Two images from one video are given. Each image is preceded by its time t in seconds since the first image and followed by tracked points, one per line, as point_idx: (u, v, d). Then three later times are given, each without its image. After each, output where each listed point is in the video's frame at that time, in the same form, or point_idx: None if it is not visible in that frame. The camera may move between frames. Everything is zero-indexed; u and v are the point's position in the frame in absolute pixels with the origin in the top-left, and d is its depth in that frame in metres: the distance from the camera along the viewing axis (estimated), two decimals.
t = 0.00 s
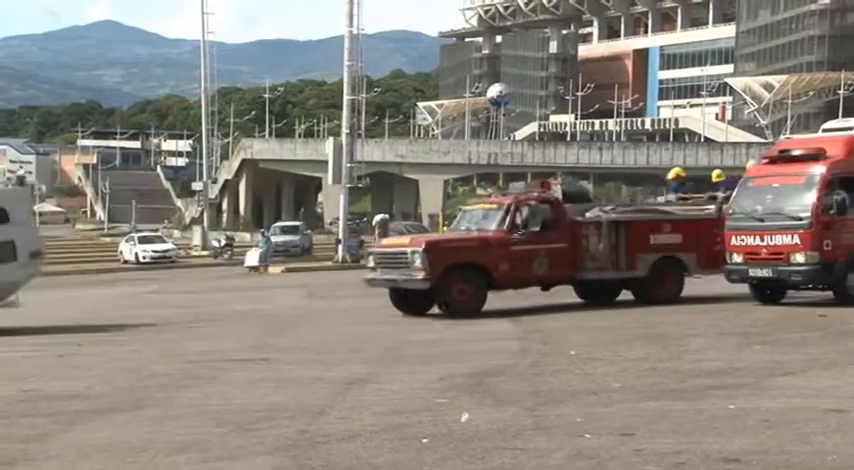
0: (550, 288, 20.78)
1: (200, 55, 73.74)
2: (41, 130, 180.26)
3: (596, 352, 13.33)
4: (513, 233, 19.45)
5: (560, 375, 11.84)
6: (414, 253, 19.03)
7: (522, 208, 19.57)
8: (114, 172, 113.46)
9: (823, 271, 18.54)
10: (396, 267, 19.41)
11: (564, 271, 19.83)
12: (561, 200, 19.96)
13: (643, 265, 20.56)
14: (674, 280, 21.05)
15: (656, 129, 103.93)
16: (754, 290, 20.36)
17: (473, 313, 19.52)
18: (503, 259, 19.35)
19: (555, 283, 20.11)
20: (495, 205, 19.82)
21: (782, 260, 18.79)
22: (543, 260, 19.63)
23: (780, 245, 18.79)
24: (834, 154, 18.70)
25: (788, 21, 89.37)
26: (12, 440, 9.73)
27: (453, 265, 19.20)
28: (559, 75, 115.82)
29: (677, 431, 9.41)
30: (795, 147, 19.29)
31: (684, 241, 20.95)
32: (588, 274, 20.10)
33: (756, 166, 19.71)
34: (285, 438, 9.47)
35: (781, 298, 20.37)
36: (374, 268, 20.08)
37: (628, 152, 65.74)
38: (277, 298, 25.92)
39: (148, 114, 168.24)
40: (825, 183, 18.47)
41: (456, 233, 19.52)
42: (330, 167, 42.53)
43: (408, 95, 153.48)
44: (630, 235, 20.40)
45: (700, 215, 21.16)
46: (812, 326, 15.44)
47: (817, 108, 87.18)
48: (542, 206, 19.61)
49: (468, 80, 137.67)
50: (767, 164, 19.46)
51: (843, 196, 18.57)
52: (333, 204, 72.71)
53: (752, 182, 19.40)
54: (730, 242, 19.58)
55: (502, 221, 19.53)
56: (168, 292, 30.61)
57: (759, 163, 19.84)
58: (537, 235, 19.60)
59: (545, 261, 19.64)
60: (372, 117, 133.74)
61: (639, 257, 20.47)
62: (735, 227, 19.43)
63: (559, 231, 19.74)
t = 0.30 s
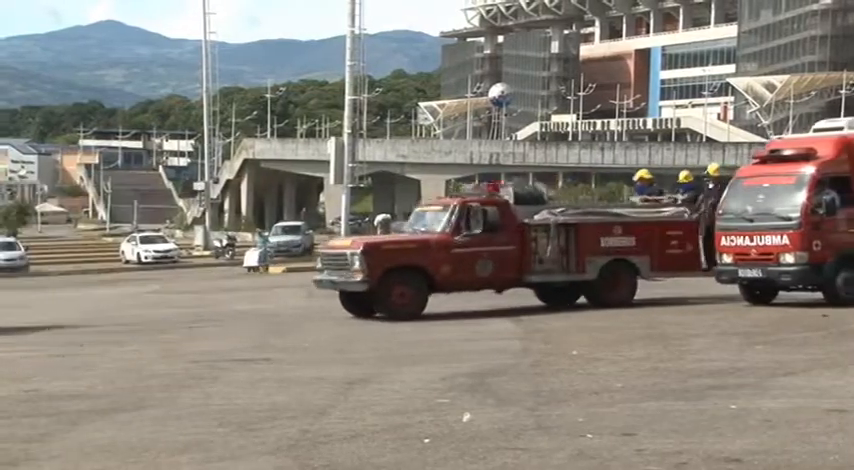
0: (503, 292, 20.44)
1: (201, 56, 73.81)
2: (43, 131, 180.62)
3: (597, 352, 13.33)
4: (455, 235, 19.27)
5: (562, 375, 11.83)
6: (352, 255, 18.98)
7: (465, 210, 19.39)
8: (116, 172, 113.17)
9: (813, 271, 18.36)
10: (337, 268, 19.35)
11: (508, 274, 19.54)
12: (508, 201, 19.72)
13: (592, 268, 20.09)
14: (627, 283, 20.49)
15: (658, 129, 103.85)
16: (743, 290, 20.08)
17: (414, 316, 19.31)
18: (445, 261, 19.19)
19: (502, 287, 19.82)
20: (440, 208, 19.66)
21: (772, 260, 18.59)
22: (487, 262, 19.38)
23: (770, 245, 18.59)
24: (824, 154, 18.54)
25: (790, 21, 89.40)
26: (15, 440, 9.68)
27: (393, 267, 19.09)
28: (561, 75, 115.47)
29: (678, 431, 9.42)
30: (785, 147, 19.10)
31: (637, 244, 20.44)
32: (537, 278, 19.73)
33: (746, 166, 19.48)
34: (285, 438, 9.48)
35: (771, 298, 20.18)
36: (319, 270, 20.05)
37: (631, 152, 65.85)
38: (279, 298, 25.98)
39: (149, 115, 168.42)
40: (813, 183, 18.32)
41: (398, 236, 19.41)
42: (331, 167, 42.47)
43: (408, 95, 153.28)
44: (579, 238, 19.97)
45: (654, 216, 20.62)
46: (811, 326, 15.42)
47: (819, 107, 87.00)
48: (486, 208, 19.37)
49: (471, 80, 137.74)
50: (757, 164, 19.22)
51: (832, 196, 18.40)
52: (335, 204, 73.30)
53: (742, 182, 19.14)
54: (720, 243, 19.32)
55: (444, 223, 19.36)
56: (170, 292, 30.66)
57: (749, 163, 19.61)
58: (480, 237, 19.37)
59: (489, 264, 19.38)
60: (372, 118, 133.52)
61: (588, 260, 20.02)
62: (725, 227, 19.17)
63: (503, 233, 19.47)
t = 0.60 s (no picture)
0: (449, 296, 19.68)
1: (203, 56, 73.94)
2: (44, 131, 180.88)
3: (596, 352, 13.35)
4: (391, 238, 18.58)
5: (561, 375, 11.84)
6: (284, 257, 18.39)
7: (402, 211, 18.69)
8: (117, 172, 113.37)
9: (794, 272, 18.12)
10: (271, 271, 18.76)
11: (446, 278, 18.77)
12: (448, 204, 18.98)
13: (534, 271, 19.14)
14: (570, 286, 19.59)
15: (659, 129, 103.73)
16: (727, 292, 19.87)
17: (347, 320, 18.62)
18: (380, 263, 18.49)
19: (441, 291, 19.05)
20: (378, 210, 18.99)
21: (752, 261, 18.38)
22: (424, 265, 18.63)
23: (751, 246, 18.37)
24: (806, 154, 18.32)
25: (791, 21, 89.28)
26: (17, 440, 9.68)
27: (325, 270, 18.43)
28: (561, 74, 115.29)
29: (678, 431, 9.43)
30: (769, 148, 18.89)
31: (581, 246, 19.44)
32: (478, 281, 18.92)
33: (729, 166, 19.26)
34: (286, 438, 9.49)
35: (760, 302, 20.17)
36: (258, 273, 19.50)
37: (632, 151, 65.83)
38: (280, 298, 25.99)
39: (150, 115, 168.41)
40: (794, 183, 18.05)
41: (334, 238, 18.77)
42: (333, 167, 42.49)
43: (409, 95, 153.23)
44: (518, 240, 19.03)
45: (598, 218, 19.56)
46: (810, 325, 15.42)
47: (821, 108, 87.04)
48: (424, 210, 18.65)
49: (471, 80, 137.87)
50: (739, 164, 19.01)
51: (814, 197, 18.17)
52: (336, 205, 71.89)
53: (726, 182, 18.93)
54: (702, 244, 19.18)
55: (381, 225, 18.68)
56: (172, 292, 30.68)
57: (732, 163, 19.40)
58: (417, 240, 18.64)
59: (426, 267, 18.64)
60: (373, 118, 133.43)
61: (527, 262, 19.07)
62: (707, 229, 19.00)
63: (441, 235, 18.72)
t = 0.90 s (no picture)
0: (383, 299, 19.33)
1: (202, 57, 74.22)
2: (41, 131, 180.88)
3: (593, 351, 13.36)
4: (316, 241, 18.26)
5: (558, 374, 11.85)
6: (205, 259, 18.14)
7: (328, 214, 18.36)
8: (115, 172, 113.48)
9: (760, 274, 18.26)
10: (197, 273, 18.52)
11: (370, 283, 18.42)
12: (377, 208, 18.64)
13: (462, 276, 18.74)
14: (501, 291, 19.17)
15: (656, 130, 103.61)
16: (699, 294, 19.94)
17: (268, 323, 18.31)
18: (302, 267, 18.18)
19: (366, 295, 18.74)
20: (305, 213, 18.67)
21: (720, 263, 18.48)
22: (348, 269, 18.31)
23: (718, 247, 18.47)
24: (776, 155, 18.51)
25: (789, 21, 89.05)
26: (14, 440, 9.67)
27: (247, 272, 18.13)
28: (559, 75, 115.52)
29: (676, 431, 9.43)
30: (739, 148, 19.03)
31: (512, 251, 18.95)
32: (404, 286, 18.51)
33: (700, 167, 19.34)
34: (284, 438, 9.48)
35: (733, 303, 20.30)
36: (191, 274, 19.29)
37: (629, 152, 65.93)
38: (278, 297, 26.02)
39: (147, 116, 168.46)
40: (760, 184, 18.18)
41: (258, 240, 18.48)
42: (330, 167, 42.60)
43: (406, 95, 153.39)
44: (447, 244, 18.60)
45: (531, 224, 19.06)
46: (807, 325, 15.44)
47: (817, 108, 87.47)
48: (349, 214, 18.32)
49: (468, 80, 137.31)
50: (710, 164, 19.09)
51: (781, 198, 18.35)
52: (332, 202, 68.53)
53: (696, 183, 19.00)
54: (671, 245, 19.28)
55: (307, 228, 18.37)
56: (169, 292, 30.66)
57: (703, 164, 19.49)
58: (342, 243, 18.31)
59: (350, 270, 18.31)
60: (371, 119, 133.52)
61: (455, 267, 18.67)
62: (677, 229, 19.09)
63: (366, 238, 18.38)
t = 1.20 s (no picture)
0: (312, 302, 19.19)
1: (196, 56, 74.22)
2: (35, 131, 180.73)
3: (587, 352, 13.34)
4: (228, 246, 18.06)
5: (552, 375, 11.85)
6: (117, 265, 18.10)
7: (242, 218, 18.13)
8: (109, 172, 113.48)
9: (714, 276, 18.21)
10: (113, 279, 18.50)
11: (285, 287, 18.21)
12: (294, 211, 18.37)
13: (378, 279, 18.48)
14: (420, 294, 18.73)
15: (650, 129, 103.37)
16: (659, 296, 19.87)
17: (180, 329, 18.16)
18: (214, 272, 18.01)
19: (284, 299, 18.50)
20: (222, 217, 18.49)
21: (674, 265, 18.44)
22: (261, 273, 18.08)
23: (672, 249, 18.43)
24: (732, 157, 18.51)
25: (782, 21, 89.39)
26: (9, 440, 9.67)
27: (159, 278, 18.04)
28: (553, 75, 115.29)
29: (670, 431, 9.44)
30: (696, 150, 19.01)
31: (430, 253, 18.54)
32: (320, 290, 18.30)
33: (658, 168, 19.30)
34: (278, 439, 9.47)
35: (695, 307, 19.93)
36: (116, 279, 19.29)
37: (624, 152, 67.19)
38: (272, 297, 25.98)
39: (142, 116, 168.07)
40: (716, 185, 18.17)
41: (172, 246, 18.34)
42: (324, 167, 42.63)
43: (400, 95, 153.46)
44: (362, 248, 18.36)
45: (449, 225, 18.66)
46: (799, 325, 15.49)
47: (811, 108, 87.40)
48: (262, 218, 18.07)
49: (463, 80, 137.88)
50: (668, 166, 19.05)
51: (735, 200, 18.32)
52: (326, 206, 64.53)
53: (653, 183, 18.97)
54: (629, 246, 19.22)
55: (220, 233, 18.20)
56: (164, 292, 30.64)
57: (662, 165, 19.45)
58: (254, 248, 18.07)
59: (263, 275, 18.07)
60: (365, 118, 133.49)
61: (370, 271, 18.44)
62: (633, 231, 19.04)
63: (280, 242, 18.14)
